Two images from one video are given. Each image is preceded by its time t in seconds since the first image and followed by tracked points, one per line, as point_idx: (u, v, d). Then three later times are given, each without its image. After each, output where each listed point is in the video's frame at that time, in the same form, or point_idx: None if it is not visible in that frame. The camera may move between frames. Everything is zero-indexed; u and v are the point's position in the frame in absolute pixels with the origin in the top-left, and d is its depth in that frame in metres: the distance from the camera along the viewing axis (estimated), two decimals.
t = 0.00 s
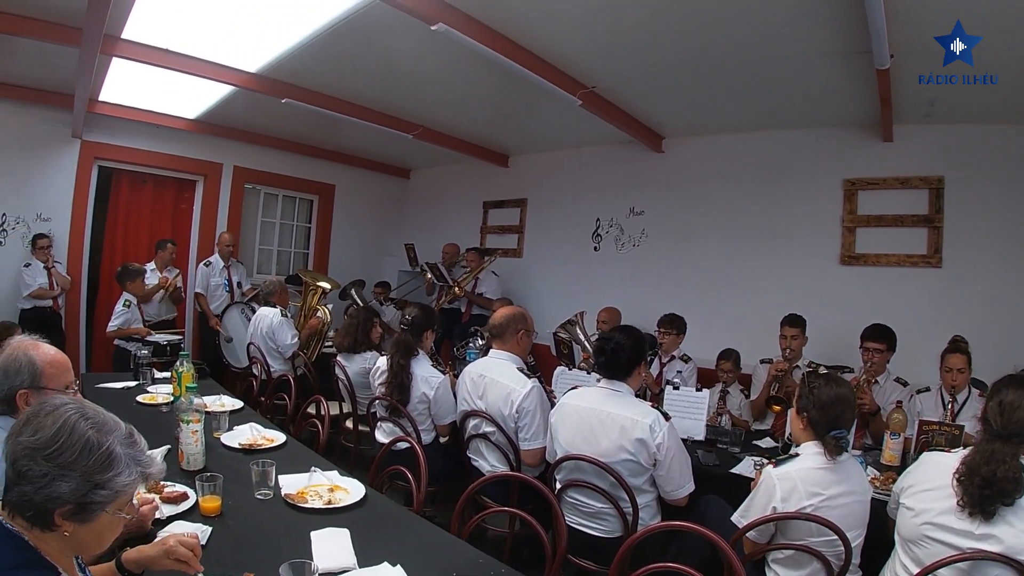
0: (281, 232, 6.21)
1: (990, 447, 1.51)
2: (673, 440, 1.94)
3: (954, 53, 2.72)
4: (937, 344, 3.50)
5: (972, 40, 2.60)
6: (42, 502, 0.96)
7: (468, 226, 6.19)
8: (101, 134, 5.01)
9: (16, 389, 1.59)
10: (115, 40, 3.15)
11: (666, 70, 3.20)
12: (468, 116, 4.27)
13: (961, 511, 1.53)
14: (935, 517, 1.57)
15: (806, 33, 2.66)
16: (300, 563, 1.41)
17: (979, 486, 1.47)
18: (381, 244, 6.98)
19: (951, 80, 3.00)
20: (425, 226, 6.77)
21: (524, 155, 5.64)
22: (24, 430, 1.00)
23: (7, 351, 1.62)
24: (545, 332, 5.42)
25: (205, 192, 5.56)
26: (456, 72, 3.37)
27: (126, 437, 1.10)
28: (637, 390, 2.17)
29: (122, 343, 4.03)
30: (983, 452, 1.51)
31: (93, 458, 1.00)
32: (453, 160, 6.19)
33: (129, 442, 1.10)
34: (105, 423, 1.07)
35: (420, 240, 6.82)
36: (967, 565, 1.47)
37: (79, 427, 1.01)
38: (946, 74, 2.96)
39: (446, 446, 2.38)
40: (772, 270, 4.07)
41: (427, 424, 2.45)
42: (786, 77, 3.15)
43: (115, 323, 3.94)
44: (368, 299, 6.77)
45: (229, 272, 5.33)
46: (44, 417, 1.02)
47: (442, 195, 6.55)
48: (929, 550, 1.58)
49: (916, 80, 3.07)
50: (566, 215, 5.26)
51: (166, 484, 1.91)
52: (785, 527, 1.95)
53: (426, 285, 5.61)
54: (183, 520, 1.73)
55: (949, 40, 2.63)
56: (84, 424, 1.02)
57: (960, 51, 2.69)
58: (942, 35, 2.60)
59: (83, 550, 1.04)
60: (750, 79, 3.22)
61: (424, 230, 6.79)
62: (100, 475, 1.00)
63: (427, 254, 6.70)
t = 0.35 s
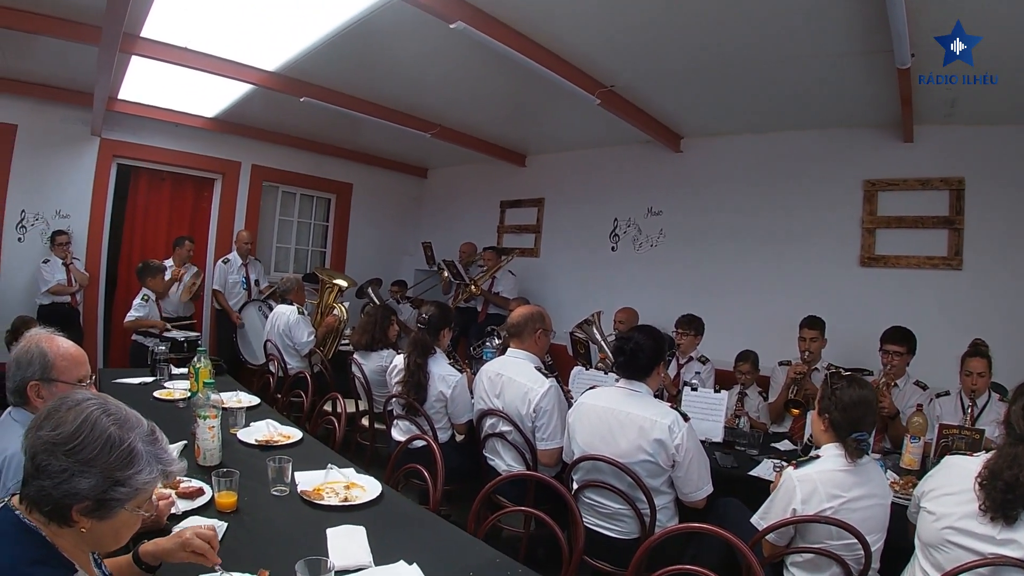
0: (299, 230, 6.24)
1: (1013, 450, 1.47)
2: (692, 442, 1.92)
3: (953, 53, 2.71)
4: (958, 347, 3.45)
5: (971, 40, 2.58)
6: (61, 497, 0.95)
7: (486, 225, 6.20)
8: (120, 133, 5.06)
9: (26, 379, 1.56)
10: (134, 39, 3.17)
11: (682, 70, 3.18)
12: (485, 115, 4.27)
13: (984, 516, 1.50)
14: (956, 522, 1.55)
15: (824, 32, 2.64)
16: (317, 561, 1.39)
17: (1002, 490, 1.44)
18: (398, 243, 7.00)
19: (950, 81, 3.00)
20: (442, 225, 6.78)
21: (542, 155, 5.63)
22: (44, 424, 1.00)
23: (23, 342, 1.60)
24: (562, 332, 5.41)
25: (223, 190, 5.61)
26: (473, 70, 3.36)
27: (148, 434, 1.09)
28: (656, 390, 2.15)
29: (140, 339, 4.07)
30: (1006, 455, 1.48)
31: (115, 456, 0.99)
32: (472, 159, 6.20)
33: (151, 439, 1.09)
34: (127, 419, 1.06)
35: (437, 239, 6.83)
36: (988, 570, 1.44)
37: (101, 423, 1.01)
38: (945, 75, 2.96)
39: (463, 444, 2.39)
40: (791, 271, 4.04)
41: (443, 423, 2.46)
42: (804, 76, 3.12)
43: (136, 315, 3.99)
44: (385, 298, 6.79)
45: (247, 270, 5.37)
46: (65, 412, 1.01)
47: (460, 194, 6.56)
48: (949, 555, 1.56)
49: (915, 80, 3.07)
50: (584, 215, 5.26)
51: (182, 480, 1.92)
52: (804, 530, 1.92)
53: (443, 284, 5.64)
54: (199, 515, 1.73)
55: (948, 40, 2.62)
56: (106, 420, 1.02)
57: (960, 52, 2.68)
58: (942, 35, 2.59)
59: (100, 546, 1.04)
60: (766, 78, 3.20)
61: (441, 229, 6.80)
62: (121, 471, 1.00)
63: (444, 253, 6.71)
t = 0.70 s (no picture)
0: (322, 229, 6.30)
1: None
2: (719, 441, 1.90)
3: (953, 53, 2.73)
4: (986, 344, 3.39)
5: (971, 40, 2.61)
6: (88, 498, 0.94)
7: (508, 222, 6.20)
8: (143, 134, 5.13)
9: (53, 377, 1.56)
10: (156, 39, 3.19)
11: (702, 65, 3.16)
12: (506, 112, 4.27)
13: (1014, 516, 1.47)
14: (984, 522, 1.52)
15: (847, 26, 2.60)
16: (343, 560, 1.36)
17: None
18: (420, 242, 7.03)
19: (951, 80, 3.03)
20: (464, 223, 6.79)
21: (564, 151, 5.62)
22: (71, 424, 0.99)
23: (51, 340, 1.60)
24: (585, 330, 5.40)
25: (246, 190, 5.66)
26: (494, 67, 3.36)
27: (176, 433, 1.07)
28: (682, 388, 2.14)
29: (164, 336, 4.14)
30: None
31: (141, 456, 0.98)
32: (494, 156, 6.20)
33: (179, 439, 1.08)
34: (154, 419, 1.05)
35: (459, 237, 6.84)
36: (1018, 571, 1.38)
37: (128, 423, 0.99)
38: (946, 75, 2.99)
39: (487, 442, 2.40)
40: (816, 268, 4.00)
41: (467, 420, 2.47)
42: (826, 70, 3.09)
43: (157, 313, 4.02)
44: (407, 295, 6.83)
45: (270, 268, 5.42)
46: (92, 412, 1.00)
47: (482, 192, 6.57)
48: (977, 555, 1.53)
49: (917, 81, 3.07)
50: (606, 212, 5.24)
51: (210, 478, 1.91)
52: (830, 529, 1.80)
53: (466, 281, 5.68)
54: (227, 512, 1.73)
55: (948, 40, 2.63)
56: (133, 420, 1.00)
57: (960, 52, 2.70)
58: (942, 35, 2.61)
59: (126, 546, 1.03)
60: (787, 72, 3.16)
61: (463, 227, 6.81)
62: (149, 472, 0.98)
63: (466, 251, 6.72)
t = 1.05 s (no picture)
0: (342, 234, 6.35)
1: None
2: (744, 443, 1.90)
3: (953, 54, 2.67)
4: (1012, 343, 3.34)
5: (972, 40, 2.60)
6: (112, 504, 0.94)
7: (528, 225, 6.21)
8: (163, 141, 5.20)
9: (94, 386, 1.56)
10: (176, 48, 3.24)
11: (719, 64, 3.14)
12: (523, 115, 4.29)
13: None
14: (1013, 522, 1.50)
15: (864, 22, 2.57)
16: (370, 562, 1.34)
17: None
18: (440, 246, 7.07)
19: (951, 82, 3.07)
20: (483, 226, 6.81)
21: (583, 154, 5.63)
22: (94, 430, 0.99)
23: (92, 348, 1.60)
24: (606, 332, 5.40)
25: (267, 196, 5.73)
26: (509, 70, 3.37)
27: (200, 437, 1.07)
28: (705, 390, 2.14)
29: (185, 341, 4.21)
30: None
31: (164, 462, 0.98)
32: (512, 160, 6.22)
33: (203, 442, 1.07)
34: (177, 423, 1.04)
35: (479, 241, 6.86)
36: None
37: (151, 428, 0.99)
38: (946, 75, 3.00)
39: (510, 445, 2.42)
40: (837, 267, 3.98)
41: (490, 424, 2.48)
42: (844, 67, 3.06)
43: (179, 317, 4.13)
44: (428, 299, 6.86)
45: (291, 273, 5.48)
46: (115, 417, 1.00)
47: (501, 196, 6.59)
48: (1004, 556, 1.51)
49: (916, 81, 3.14)
50: (625, 214, 5.24)
51: (235, 480, 1.89)
52: (856, 531, 1.75)
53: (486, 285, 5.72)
54: (250, 515, 1.69)
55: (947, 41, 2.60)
56: (156, 425, 1.00)
57: (960, 53, 2.66)
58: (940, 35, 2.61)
59: (151, 550, 1.03)
60: (803, 70, 3.13)
61: (482, 230, 6.83)
62: (172, 477, 0.98)
63: (486, 254, 6.74)
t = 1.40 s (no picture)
0: (355, 236, 6.39)
1: None
2: (759, 437, 1.90)
3: (954, 53, 2.78)
4: None
5: (972, 40, 2.66)
6: (130, 502, 0.96)
7: (539, 224, 6.21)
8: (174, 147, 5.25)
9: (128, 390, 1.57)
10: (187, 55, 3.27)
11: (726, 58, 3.14)
12: (532, 114, 4.29)
13: None
14: None
15: (871, 13, 2.56)
16: (387, 560, 1.35)
17: None
18: (452, 246, 7.09)
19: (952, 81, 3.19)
20: (495, 226, 6.82)
21: (593, 152, 5.63)
22: (111, 430, 1.00)
23: (126, 354, 1.63)
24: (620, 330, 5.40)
25: (278, 199, 5.77)
26: (516, 68, 3.37)
27: (216, 435, 1.09)
28: (720, 385, 2.14)
29: (198, 344, 4.27)
30: None
31: (182, 460, 0.99)
32: (522, 158, 6.22)
33: (219, 440, 1.09)
34: (193, 422, 1.06)
35: (490, 241, 6.88)
36: None
37: (168, 427, 1.01)
38: (947, 74, 3.15)
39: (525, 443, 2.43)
40: (850, 260, 3.96)
41: (505, 422, 2.50)
42: (853, 58, 3.04)
43: (191, 320, 4.17)
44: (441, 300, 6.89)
45: (305, 276, 5.52)
46: (131, 417, 1.01)
47: (511, 195, 6.60)
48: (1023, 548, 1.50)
49: (917, 80, 3.26)
50: (636, 211, 5.24)
51: (252, 481, 1.91)
52: (873, 524, 1.75)
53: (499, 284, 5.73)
54: (268, 515, 1.70)
55: (949, 40, 2.66)
56: (172, 424, 1.02)
57: (961, 52, 2.74)
58: (942, 34, 2.71)
59: (170, 548, 1.05)
60: (811, 62, 3.12)
61: (494, 230, 6.84)
62: (190, 475, 1.00)
63: (497, 254, 6.75)
